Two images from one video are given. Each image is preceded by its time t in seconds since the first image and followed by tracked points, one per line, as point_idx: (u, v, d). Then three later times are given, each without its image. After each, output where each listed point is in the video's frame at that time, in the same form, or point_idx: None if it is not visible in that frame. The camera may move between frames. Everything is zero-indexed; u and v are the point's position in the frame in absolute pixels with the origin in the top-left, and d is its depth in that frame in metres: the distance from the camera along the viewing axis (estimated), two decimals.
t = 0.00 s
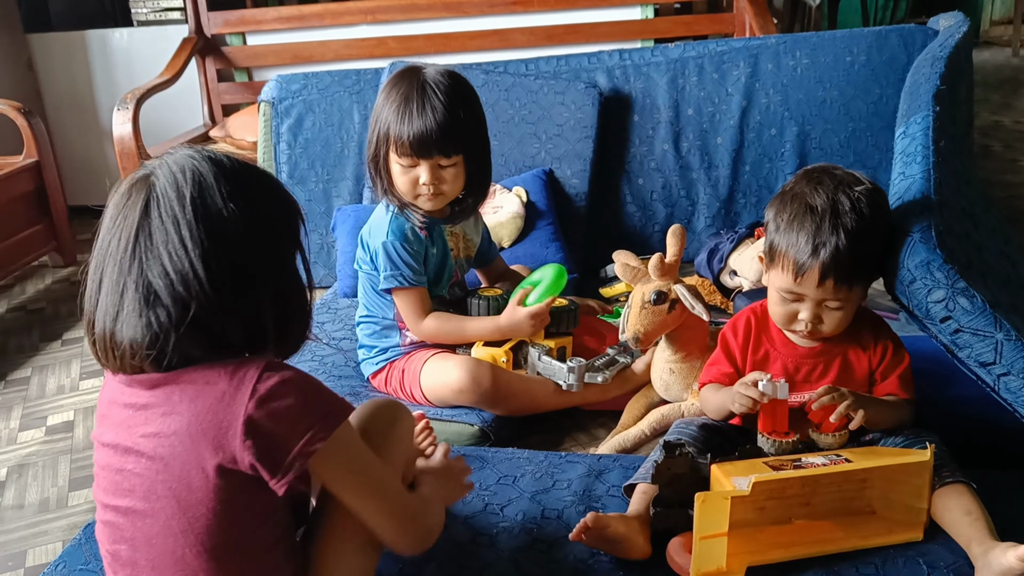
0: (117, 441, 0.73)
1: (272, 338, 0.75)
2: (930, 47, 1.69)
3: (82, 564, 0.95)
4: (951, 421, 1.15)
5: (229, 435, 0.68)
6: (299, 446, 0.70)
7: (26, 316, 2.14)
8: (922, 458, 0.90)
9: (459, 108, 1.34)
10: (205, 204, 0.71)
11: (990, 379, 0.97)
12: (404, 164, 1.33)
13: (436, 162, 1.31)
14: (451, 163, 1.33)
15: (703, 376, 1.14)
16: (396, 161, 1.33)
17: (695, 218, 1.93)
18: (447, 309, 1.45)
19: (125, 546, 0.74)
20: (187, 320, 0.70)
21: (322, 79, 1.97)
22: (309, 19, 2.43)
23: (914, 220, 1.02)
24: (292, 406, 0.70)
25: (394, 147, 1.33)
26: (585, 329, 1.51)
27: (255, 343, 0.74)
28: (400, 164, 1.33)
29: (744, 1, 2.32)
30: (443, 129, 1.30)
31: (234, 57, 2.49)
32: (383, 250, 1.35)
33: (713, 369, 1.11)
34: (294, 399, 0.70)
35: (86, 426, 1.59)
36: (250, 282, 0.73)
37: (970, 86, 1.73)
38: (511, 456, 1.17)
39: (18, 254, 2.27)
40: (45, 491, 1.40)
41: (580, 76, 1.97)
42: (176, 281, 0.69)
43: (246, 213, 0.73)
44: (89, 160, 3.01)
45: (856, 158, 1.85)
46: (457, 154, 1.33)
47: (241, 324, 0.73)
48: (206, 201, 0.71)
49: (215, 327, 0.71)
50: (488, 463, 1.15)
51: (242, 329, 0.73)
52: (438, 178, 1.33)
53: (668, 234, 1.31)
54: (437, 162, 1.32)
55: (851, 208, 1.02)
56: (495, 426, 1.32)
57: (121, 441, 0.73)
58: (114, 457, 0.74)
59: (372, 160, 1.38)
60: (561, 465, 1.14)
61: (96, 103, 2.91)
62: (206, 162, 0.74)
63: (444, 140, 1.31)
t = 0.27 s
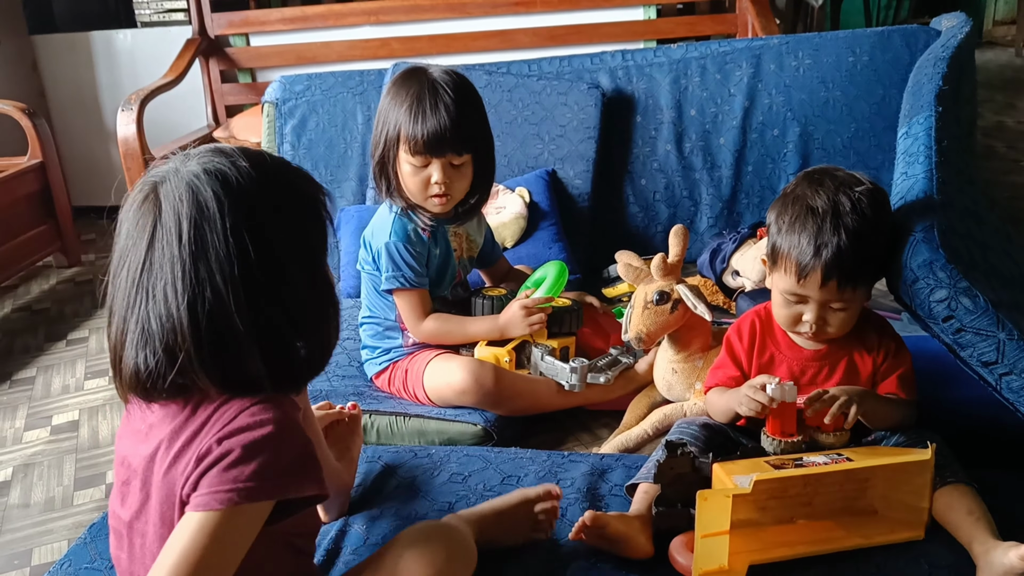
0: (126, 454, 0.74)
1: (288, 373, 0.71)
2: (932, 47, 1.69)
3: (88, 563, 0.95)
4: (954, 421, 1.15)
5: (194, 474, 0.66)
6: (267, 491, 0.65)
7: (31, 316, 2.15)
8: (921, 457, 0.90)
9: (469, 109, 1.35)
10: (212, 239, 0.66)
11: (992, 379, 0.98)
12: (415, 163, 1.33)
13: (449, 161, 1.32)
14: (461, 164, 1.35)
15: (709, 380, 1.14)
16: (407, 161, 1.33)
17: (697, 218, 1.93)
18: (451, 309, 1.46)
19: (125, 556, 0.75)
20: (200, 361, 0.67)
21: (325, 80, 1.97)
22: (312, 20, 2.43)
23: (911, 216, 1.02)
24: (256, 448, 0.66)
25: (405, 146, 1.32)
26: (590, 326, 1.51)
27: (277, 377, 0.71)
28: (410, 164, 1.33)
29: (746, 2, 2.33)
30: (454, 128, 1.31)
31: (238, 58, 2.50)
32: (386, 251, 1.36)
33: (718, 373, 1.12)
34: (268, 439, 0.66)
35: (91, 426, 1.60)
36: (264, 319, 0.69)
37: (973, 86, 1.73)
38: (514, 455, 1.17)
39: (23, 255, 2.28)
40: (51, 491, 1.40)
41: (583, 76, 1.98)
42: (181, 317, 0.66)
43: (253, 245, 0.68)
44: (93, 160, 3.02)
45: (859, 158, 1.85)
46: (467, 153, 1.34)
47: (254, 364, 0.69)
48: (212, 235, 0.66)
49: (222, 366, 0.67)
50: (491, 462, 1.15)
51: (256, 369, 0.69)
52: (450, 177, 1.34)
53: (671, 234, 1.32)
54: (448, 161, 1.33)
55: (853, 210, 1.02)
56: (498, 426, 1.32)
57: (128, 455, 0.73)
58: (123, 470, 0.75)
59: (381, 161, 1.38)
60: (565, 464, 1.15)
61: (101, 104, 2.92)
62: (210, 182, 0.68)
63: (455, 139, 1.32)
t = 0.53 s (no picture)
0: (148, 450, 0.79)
1: (264, 389, 0.68)
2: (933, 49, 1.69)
3: (85, 568, 0.95)
4: (954, 425, 1.15)
5: (164, 509, 0.67)
6: (226, 513, 0.65)
7: (32, 319, 2.16)
8: (921, 462, 0.91)
9: (477, 107, 1.38)
10: (197, 234, 0.63)
11: (991, 383, 0.99)
12: (439, 163, 1.34)
13: (470, 157, 1.35)
14: (476, 160, 1.37)
15: (710, 388, 1.15)
16: (429, 162, 1.34)
17: (698, 221, 1.93)
18: (451, 313, 1.47)
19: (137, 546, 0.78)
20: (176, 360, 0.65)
21: (325, 82, 1.97)
22: (312, 22, 2.43)
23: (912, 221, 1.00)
24: (221, 481, 0.65)
25: (429, 147, 1.33)
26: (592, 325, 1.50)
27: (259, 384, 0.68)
28: (433, 164, 1.34)
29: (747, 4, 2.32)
30: (470, 124, 1.35)
31: (238, 60, 2.51)
32: (390, 252, 1.34)
33: (720, 381, 1.12)
34: (222, 460, 0.66)
35: (91, 429, 1.60)
36: (243, 322, 0.66)
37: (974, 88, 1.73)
38: (512, 459, 1.17)
39: (24, 257, 2.29)
40: (50, 494, 1.40)
41: (583, 79, 1.97)
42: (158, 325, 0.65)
43: (238, 242, 0.65)
44: (94, 163, 3.02)
45: (860, 160, 1.85)
46: (482, 148, 1.38)
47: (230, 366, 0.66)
48: (198, 229, 0.64)
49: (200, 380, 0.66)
50: (489, 466, 1.15)
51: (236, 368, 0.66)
52: (472, 173, 1.36)
53: (670, 238, 1.31)
54: (469, 159, 1.35)
55: (850, 210, 1.03)
56: (497, 430, 1.32)
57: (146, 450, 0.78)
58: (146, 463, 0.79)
59: (395, 166, 1.37)
60: (563, 468, 1.15)
61: (102, 107, 2.92)
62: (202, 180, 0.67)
63: (473, 135, 1.36)
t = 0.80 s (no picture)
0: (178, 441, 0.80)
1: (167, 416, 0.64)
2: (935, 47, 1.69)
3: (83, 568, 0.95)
4: (957, 424, 1.14)
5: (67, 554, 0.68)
6: None
7: (31, 319, 2.15)
8: (924, 460, 0.89)
9: (483, 104, 1.38)
10: (103, 246, 0.61)
11: (993, 382, 0.99)
12: (453, 160, 1.34)
13: (483, 152, 1.36)
14: (487, 156, 1.38)
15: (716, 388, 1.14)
16: (442, 159, 1.34)
17: (699, 220, 1.93)
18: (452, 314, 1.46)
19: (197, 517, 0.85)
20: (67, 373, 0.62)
21: (326, 82, 1.97)
22: (313, 22, 2.43)
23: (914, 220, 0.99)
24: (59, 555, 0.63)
25: (444, 144, 1.33)
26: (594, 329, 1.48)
27: (156, 413, 0.64)
28: (447, 161, 1.34)
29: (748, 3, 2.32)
30: (481, 120, 1.36)
31: (239, 59, 2.50)
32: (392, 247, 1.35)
33: (725, 379, 1.11)
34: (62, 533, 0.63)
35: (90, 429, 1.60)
36: (148, 341, 0.61)
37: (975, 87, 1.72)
38: (513, 461, 1.16)
39: (24, 257, 2.29)
40: (50, 495, 1.40)
41: (584, 78, 1.97)
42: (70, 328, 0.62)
43: (143, 256, 0.60)
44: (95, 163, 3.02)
45: (861, 159, 1.84)
46: (493, 144, 1.39)
47: (137, 387, 0.62)
48: (107, 241, 0.61)
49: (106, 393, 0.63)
50: (490, 467, 1.15)
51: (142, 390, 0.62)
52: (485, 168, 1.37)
53: (671, 237, 1.31)
54: (482, 153, 1.36)
55: (840, 205, 1.03)
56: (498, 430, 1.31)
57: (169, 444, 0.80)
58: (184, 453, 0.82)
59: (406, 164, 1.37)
60: (564, 469, 1.14)
61: (102, 106, 2.92)
62: (127, 183, 0.63)
63: (484, 130, 1.37)
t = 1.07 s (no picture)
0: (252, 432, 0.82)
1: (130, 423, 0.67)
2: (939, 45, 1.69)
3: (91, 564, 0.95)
4: (962, 422, 1.14)
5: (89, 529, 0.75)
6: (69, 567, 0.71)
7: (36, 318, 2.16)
8: (930, 459, 0.89)
9: (495, 103, 1.38)
10: (39, 272, 0.64)
11: (1000, 379, 0.99)
12: (468, 159, 1.34)
13: (497, 150, 1.36)
14: (500, 154, 1.38)
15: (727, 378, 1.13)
16: (457, 157, 1.34)
17: (703, 218, 1.93)
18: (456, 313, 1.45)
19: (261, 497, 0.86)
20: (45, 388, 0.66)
21: (329, 81, 1.97)
22: (316, 20, 2.43)
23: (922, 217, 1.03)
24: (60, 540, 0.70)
25: (461, 144, 1.33)
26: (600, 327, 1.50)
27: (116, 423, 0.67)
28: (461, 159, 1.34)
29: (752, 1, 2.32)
30: (495, 118, 1.36)
31: (242, 59, 2.51)
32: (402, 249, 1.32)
33: (733, 372, 1.11)
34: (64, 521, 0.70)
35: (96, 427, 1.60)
36: (71, 367, 0.65)
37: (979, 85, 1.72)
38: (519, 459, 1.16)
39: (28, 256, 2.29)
40: (56, 492, 1.40)
41: (587, 76, 1.97)
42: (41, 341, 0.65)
43: (62, 290, 0.63)
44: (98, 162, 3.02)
45: (864, 157, 1.84)
46: (506, 142, 1.39)
47: (66, 408, 0.66)
48: (41, 268, 0.64)
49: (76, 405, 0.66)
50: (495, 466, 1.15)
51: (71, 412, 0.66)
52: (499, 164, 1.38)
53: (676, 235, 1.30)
54: (496, 151, 1.37)
55: (822, 199, 1.03)
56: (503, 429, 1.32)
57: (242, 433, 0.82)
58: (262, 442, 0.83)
59: (422, 164, 1.36)
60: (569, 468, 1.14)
61: (105, 106, 2.92)
62: (63, 208, 0.64)
63: (498, 128, 1.37)
